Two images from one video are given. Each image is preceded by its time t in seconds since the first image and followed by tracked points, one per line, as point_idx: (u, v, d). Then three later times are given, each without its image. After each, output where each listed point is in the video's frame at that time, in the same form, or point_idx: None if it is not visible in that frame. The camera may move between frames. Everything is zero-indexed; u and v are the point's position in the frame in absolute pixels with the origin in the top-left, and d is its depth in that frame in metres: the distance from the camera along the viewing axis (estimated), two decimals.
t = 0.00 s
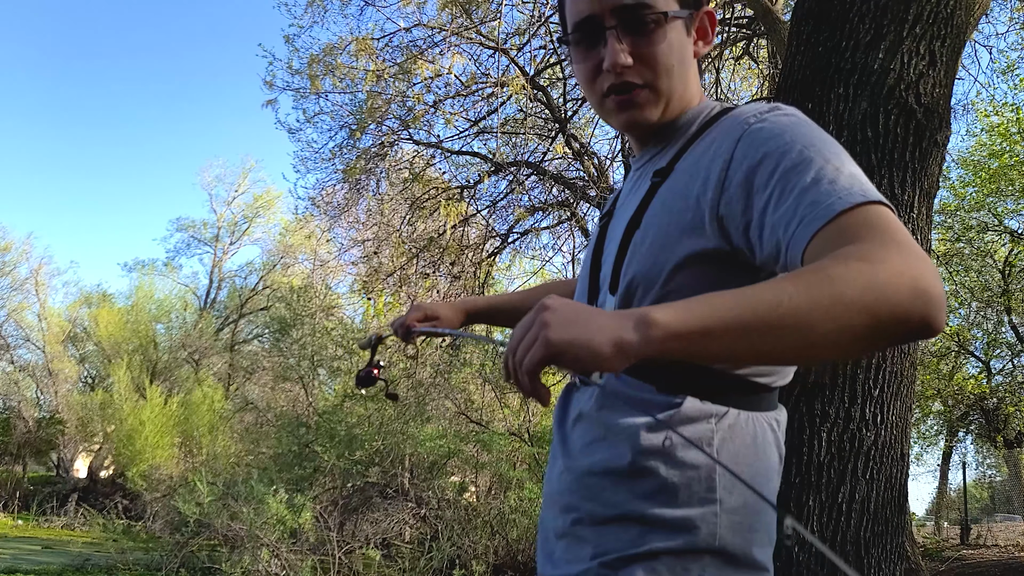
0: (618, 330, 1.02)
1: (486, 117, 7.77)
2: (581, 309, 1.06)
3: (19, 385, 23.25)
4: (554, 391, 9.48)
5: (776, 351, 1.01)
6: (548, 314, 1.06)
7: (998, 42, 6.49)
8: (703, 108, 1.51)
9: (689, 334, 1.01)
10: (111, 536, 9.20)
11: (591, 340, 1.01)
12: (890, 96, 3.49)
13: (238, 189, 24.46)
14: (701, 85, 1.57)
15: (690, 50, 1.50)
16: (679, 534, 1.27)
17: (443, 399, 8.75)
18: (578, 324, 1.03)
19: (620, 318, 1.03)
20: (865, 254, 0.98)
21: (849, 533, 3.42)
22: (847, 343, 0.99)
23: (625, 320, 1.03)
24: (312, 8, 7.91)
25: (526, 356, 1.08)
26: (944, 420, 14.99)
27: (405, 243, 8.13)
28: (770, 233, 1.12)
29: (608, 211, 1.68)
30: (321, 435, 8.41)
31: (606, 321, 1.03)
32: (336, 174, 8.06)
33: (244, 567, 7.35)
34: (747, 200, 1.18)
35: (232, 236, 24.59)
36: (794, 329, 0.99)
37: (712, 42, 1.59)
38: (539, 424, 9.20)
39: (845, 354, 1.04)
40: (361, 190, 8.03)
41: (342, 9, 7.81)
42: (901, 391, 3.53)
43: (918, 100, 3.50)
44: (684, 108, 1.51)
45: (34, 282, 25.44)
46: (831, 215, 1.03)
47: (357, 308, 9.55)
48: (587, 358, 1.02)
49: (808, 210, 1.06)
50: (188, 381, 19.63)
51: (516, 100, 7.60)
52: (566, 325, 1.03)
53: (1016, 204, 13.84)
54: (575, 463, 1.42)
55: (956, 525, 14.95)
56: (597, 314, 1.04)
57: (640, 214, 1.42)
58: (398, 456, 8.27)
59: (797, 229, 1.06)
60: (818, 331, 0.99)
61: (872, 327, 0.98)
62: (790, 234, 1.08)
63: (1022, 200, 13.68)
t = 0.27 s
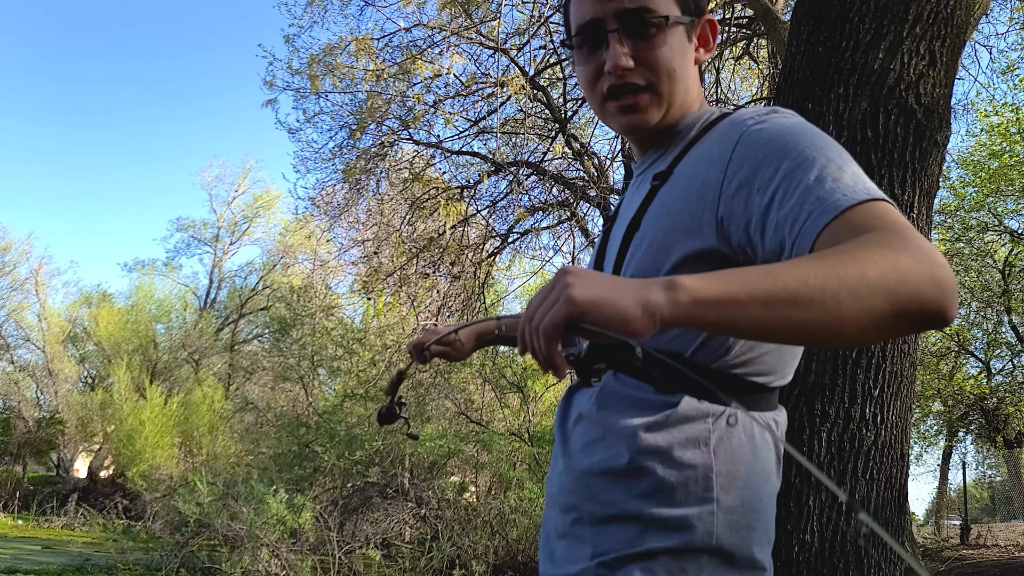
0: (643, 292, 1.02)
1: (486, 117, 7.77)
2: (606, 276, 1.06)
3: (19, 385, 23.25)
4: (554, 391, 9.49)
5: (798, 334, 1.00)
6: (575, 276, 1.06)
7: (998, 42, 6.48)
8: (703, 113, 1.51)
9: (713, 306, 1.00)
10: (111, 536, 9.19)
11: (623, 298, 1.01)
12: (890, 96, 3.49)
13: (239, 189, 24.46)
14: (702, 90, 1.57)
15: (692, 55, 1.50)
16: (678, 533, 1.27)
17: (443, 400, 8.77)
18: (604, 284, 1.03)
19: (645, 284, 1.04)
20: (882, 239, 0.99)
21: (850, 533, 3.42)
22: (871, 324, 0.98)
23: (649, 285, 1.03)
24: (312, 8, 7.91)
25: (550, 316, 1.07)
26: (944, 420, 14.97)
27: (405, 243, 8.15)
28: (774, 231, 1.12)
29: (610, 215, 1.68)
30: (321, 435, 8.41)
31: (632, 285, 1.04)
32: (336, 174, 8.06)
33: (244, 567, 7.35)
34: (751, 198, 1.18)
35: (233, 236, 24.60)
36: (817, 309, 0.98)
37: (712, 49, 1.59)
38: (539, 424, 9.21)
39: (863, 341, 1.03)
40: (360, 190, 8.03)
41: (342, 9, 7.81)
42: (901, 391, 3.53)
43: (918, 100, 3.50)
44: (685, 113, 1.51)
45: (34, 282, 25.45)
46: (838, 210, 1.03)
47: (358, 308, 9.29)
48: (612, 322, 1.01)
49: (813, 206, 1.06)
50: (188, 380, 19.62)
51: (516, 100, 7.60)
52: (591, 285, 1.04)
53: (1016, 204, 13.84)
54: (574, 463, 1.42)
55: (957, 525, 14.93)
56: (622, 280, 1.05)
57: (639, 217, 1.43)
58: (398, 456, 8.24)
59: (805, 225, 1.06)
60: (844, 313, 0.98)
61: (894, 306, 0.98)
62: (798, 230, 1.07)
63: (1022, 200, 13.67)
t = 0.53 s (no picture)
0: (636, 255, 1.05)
1: (486, 118, 7.77)
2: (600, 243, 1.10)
3: (19, 385, 23.25)
4: (554, 391, 9.51)
5: (785, 321, 1.00)
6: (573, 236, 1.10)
7: (998, 42, 6.48)
8: (703, 118, 1.50)
9: (700, 279, 1.01)
10: (111, 536, 9.16)
11: (608, 257, 1.04)
12: (890, 96, 3.49)
13: (239, 189, 24.45)
14: (704, 99, 1.57)
15: (694, 62, 1.50)
16: (681, 533, 1.27)
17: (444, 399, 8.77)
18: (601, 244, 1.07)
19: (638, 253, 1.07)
20: (869, 240, 1.00)
21: (850, 532, 3.42)
22: (855, 319, 0.99)
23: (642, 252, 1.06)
24: (312, 8, 7.91)
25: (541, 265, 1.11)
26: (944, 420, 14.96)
27: (405, 243, 8.14)
28: (764, 233, 1.13)
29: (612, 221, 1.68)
30: (321, 435, 8.42)
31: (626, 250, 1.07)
32: (336, 174, 8.06)
33: (244, 567, 7.35)
34: (742, 202, 1.19)
35: (233, 236, 24.60)
36: (804, 297, 0.98)
37: (712, 59, 1.60)
38: (538, 424, 9.22)
39: (845, 338, 1.03)
40: (360, 190, 8.03)
41: (342, 8, 7.80)
42: (901, 391, 3.54)
43: (918, 100, 3.50)
44: (685, 118, 1.51)
45: (34, 282, 25.45)
46: (824, 212, 1.03)
47: (358, 308, 9.26)
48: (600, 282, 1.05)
49: (799, 210, 1.07)
50: (188, 380, 19.62)
51: (516, 100, 7.59)
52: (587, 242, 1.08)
53: (1016, 204, 13.84)
54: (577, 465, 1.43)
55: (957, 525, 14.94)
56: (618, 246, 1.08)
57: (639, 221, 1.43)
58: (398, 456, 8.18)
59: (790, 229, 1.07)
60: (831, 304, 0.98)
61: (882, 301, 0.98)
62: (785, 233, 1.08)
63: (1022, 199, 13.68)
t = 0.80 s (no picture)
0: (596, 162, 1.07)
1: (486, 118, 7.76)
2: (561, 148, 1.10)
3: (19, 385, 23.26)
4: (554, 391, 9.52)
5: (728, 259, 1.02)
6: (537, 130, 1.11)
7: (999, 42, 6.48)
8: (699, 125, 1.49)
9: (655, 202, 1.02)
10: (111, 536, 9.16)
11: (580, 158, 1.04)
12: (890, 96, 3.49)
13: (239, 189, 24.44)
14: (702, 105, 1.55)
15: (689, 70, 1.49)
16: (680, 535, 1.27)
17: (443, 400, 8.70)
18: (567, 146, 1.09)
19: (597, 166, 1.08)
20: (823, 210, 1.04)
21: (850, 533, 3.41)
22: (801, 270, 1.00)
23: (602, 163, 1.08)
24: (312, 8, 7.91)
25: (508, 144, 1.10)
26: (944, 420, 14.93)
27: (405, 243, 8.12)
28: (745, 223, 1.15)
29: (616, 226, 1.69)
30: (321, 435, 8.45)
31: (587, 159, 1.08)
32: (336, 174, 8.05)
33: (244, 567, 7.35)
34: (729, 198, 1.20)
35: (232, 236, 24.60)
36: (756, 240, 1.00)
37: (713, 63, 1.56)
38: (538, 424, 9.24)
39: (788, 294, 1.04)
40: (360, 190, 8.01)
41: (342, 8, 7.80)
42: (901, 391, 3.54)
43: (918, 100, 3.50)
44: (681, 125, 1.50)
45: (34, 282, 25.45)
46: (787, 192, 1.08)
47: (357, 308, 9.22)
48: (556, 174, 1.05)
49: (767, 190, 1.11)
50: (188, 380, 19.61)
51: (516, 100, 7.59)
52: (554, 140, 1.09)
53: (1016, 204, 13.84)
54: (579, 465, 1.43)
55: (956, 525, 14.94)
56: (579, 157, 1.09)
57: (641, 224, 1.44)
58: (398, 456, 8.27)
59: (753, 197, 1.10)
60: (780, 251, 1.00)
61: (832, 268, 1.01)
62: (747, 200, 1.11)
63: (1022, 199, 13.67)
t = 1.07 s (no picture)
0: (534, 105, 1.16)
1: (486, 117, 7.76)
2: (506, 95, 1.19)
3: (19, 385, 23.26)
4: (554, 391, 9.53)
5: (642, 186, 1.11)
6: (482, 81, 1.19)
7: (999, 42, 6.48)
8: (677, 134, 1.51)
9: (579, 129, 1.13)
10: (111, 536, 9.15)
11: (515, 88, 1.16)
12: (890, 96, 3.49)
13: (239, 189, 24.43)
14: (691, 110, 1.55)
15: (664, 81, 1.51)
16: (667, 530, 1.28)
17: (443, 399, 8.71)
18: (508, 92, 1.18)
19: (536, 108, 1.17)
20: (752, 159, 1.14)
21: (850, 533, 3.42)
22: (724, 207, 1.09)
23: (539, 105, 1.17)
24: (312, 8, 7.91)
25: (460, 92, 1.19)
26: (944, 420, 14.89)
27: (405, 242, 8.11)
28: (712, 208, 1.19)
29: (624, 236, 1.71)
30: (321, 435, 8.42)
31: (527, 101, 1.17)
32: (336, 174, 8.05)
33: (244, 567, 7.36)
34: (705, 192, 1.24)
35: (233, 236, 24.60)
36: (678, 173, 1.10)
37: (698, 66, 1.54)
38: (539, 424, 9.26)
39: (718, 235, 1.12)
40: (360, 190, 8.00)
41: (342, 8, 7.80)
42: (900, 391, 3.55)
43: (918, 100, 3.50)
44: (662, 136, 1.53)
45: (34, 282, 25.45)
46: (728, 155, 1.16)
47: (357, 308, 9.21)
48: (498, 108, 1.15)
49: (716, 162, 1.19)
50: (188, 380, 19.62)
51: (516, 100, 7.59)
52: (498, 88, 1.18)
53: (1016, 204, 13.84)
54: (574, 465, 1.45)
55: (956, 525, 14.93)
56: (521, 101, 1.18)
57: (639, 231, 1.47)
58: (398, 456, 8.26)
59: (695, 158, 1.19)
60: (706, 187, 1.09)
61: (752, 197, 1.09)
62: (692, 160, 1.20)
63: (1022, 199, 13.67)
